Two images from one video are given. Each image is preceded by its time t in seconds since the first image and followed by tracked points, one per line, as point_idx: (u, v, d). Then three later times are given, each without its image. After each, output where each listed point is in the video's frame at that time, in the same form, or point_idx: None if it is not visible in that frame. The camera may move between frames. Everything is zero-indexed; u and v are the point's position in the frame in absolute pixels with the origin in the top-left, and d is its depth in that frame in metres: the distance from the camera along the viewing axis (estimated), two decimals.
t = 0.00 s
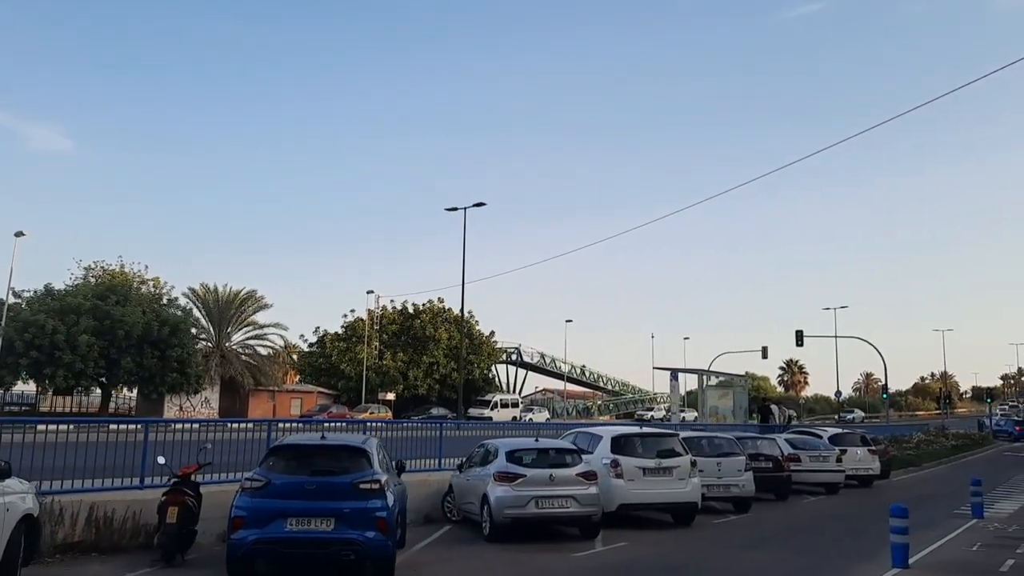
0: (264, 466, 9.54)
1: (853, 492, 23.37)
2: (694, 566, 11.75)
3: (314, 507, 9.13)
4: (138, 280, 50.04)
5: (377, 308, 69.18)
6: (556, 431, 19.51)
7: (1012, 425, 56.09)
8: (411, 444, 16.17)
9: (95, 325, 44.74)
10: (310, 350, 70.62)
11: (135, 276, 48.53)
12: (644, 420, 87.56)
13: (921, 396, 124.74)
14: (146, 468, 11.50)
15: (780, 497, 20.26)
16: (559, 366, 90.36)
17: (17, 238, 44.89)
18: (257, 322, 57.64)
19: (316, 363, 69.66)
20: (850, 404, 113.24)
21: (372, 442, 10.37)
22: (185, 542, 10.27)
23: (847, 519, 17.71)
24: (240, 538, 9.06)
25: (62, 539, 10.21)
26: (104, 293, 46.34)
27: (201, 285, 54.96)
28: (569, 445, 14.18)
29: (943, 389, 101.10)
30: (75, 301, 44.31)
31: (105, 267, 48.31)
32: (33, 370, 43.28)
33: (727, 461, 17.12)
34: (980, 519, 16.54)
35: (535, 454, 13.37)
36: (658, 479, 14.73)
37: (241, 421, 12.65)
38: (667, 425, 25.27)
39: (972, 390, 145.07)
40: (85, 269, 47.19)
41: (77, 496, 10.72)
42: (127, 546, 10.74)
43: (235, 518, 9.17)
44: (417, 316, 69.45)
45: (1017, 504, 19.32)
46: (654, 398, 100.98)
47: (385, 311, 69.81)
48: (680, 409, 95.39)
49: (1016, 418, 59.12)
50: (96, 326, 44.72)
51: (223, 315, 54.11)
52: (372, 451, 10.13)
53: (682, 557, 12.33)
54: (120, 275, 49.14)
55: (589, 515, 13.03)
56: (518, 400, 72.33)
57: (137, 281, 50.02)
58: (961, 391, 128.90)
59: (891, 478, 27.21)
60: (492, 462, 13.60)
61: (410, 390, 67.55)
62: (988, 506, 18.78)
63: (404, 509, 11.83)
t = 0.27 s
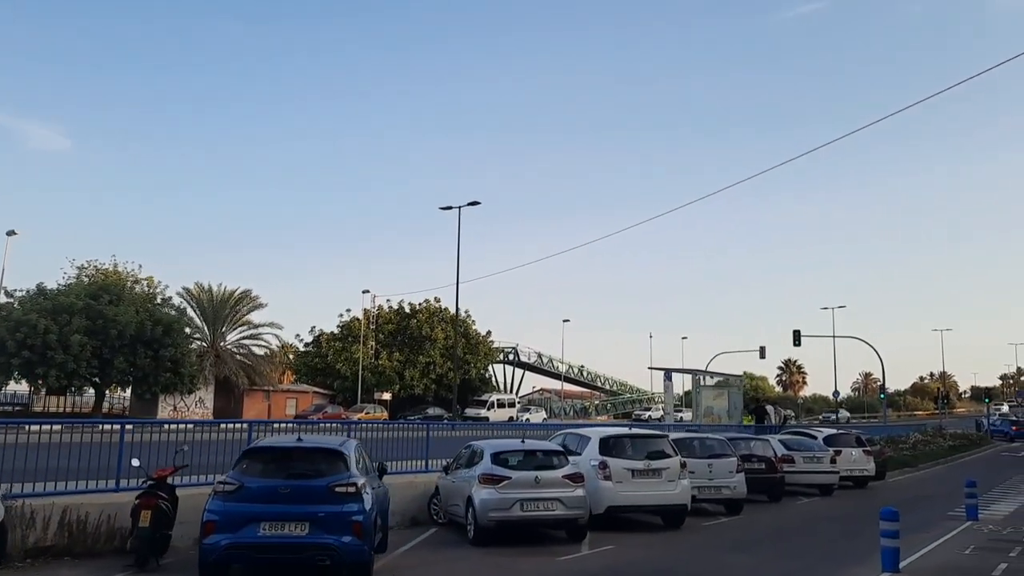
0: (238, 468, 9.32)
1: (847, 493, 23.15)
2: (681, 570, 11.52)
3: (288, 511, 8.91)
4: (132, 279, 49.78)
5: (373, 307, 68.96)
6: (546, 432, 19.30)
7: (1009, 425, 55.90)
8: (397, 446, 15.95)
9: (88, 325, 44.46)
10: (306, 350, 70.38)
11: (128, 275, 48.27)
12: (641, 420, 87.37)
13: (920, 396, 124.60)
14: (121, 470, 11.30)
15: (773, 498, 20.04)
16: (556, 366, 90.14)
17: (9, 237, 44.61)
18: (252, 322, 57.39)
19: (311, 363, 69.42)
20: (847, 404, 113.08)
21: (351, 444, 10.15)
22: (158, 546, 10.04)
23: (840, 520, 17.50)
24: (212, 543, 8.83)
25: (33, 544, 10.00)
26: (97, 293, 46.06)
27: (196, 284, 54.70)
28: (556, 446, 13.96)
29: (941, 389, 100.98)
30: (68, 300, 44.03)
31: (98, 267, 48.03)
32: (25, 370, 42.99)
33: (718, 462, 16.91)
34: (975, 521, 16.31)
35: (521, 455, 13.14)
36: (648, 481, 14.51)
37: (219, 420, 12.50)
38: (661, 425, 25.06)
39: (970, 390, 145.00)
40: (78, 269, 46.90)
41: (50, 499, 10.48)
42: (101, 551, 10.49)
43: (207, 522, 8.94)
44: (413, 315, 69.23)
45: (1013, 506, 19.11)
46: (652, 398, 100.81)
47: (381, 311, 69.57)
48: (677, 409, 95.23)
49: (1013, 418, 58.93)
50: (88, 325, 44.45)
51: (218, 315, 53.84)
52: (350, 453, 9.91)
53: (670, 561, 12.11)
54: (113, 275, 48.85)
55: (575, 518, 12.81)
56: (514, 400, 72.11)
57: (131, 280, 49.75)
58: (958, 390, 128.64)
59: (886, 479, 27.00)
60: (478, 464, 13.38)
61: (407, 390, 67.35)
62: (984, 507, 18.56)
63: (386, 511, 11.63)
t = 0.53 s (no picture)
0: (212, 466, 9.12)
1: (843, 492, 22.95)
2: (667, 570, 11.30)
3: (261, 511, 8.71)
4: (128, 278, 49.61)
5: (371, 306, 68.77)
6: (537, 430, 19.11)
7: (1008, 424, 55.71)
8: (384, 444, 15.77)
9: (83, 323, 44.26)
10: (303, 349, 70.20)
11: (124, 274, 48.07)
12: (640, 419, 87.21)
13: (920, 395, 124.34)
14: (97, 468, 11.12)
15: (767, 497, 19.85)
16: (555, 365, 89.97)
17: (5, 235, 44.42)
18: (249, 320, 57.21)
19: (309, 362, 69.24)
20: (847, 403, 112.91)
21: (329, 442, 9.94)
22: (133, 545, 9.84)
23: (834, 519, 17.29)
24: (183, 543, 8.63)
25: (5, 544, 9.83)
26: (93, 291, 45.85)
27: (192, 283, 54.50)
28: (544, 445, 13.75)
29: (940, 388, 100.84)
30: (63, 299, 43.82)
31: (93, 265, 47.81)
32: (19, 368, 42.77)
33: (710, 461, 16.70)
34: (970, 521, 16.09)
35: (508, 453, 12.94)
36: (637, 479, 14.30)
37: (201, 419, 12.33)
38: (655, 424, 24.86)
39: (970, 390, 144.81)
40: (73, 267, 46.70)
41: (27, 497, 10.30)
42: (76, 552, 10.29)
43: (179, 521, 8.74)
44: (411, 314, 69.04)
45: (1009, 505, 18.89)
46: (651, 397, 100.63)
47: (379, 309, 69.39)
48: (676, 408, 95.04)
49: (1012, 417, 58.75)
50: (83, 324, 44.25)
51: (214, 313, 53.64)
52: (328, 450, 9.71)
53: (657, 561, 11.91)
54: (109, 273, 48.64)
55: (562, 517, 12.61)
56: (512, 399, 71.91)
57: (127, 279, 49.57)
58: (959, 390, 128.39)
59: (883, 478, 26.78)
60: (464, 462, 13.18)
61: (404, 389, 67.17)
62: (980, 506, 18.34)
63: (368, 510, 11.44)
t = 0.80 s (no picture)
0: (180, 469, 8.84)
1: (840, 493, 22.65)
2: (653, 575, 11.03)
3: (230, 515, 8.42)
4: (122, 277, 49.36)
5: (368, 305, 68.50)
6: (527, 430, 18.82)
7: (1007, 424, 55.42)
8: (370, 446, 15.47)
9: (76, 322, 44.00)
10: (300, 348, 69.92)
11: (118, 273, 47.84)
12: (639, 419, 86.96)
13: (920, 395, 124.06)
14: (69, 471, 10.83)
15: (761, 499, 19.57)
16: (553, 365, 89.70)
17: None
18: (244, 320, 56.95)
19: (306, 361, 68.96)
20: (847, 403, 112.62)
21: (304, 443, 9.67)
22: (101, 549, 9.54)
23: (828, 521, 17.00)
24: (149, 549, 8.35)
25: None
26: (86, 290, 45.61)
27: (187, 282, 54.23)
28: (530, 446, 13.47)
29: (940, 387, 100.60)
30: (56, 298, 43.54)
31: (87, 263, 47.58)
32: (11, 368, 42.50)
33: (701, 462, 16.42)
34: (967, 523, 15.79)
35: (492, 454, 12.65)
36: (625, 481, 14.03)
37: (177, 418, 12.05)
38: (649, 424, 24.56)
39: (970, 389, 144.56)
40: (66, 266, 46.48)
41: None
42: (45, 557, 9.99)
43: (145, 526, 8.46)
44: (408, 313, 68.76)
45: (1006, 507, 18.61)
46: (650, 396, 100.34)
47: (376, 309, 69.12)
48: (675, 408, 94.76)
49: (1011, 417, 58.46)
50: (76, 323, 44.00)
51: (210, 312, 53.39)
52: (302, 452, 9.42)
53: (643, 566, 11.63)
54: (103, 272, 48.40)
55: (547, 520, 12.33)
56: (510, 398, 71.66)
57: (121, 277, 49.32)
58: (958, 390, 128.13)
59: (880, 479, 26.50)
60: (447, 464, 12.90)
61: (401, 388, 66.90)
62: (976, 508, 18.07)
63: (346, 513, 11.17)
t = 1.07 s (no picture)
0: (148, 466, 8.66)
1: (834, 491, 22.45)
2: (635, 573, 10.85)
3: (198, 513, 8.24)
4: (118, 274, 49.18)
5: (366, 303, 68.32)
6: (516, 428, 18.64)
7: (1006, 422, 55.24)
8: (354, 444, 15.22)
9: (71, 320, 43.84)
10: (298, 346, 69.77)
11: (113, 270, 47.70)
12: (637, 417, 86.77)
13: (920, 393, 123.79)
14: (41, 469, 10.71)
15: (753, 496, 19.38)
16: (552, 363, 89.51)
17: None
18: (241, 318, 56.76)
19: (303, 359, 68.80)
20: (847, 401, 112.40)
21: (277, 440, 9.48)
22: (69, 547, 9.34)
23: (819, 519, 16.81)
24: (114, 547, 8.17)
25: None
26: (81, 288, 45.45)
27: (183, 280, 54.07)
28: (514, 443, 13.29)
29: (940, 385, 100.41)
30: (51, 295, 43.39)
31: (82, 261, 47.43)
32: (6, 365, 42.35)
33: (691, 459, 16.25)
34: (959, 521, 15.60)
35: (475, 451, 12.47)
36: (612, 479, 13.85)
37: (153, 414, 11.93)
38: (642, 421, 24.36)
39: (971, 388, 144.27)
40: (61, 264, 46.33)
41: None
42: (14, 555, 9.81)
43: (111, 524, 8.28)
44: (406, 311, 68.56)
45: (1000, 505, 18.41)
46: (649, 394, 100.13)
47: (374, 307, 68.92)
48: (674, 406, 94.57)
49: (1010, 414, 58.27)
50: (71, 321, 43.84)
51: (206, 310, 53.23)
52: (275, 448, 9.23)
53: (627, 564, 11.45)
54: (98, 270, 48.25)
55: (531, 518, 12.14)
56: (508, 396, 71.49)
57: (116, 275, 49.17)
58: (959, 388, 127.88)
59: (875, 476, 26.31)
60: (430, 461, 12.71)
61: (399, 386, 66.73)
62: (970, 506, 17.88)
63: (324, 512, 11.00)
